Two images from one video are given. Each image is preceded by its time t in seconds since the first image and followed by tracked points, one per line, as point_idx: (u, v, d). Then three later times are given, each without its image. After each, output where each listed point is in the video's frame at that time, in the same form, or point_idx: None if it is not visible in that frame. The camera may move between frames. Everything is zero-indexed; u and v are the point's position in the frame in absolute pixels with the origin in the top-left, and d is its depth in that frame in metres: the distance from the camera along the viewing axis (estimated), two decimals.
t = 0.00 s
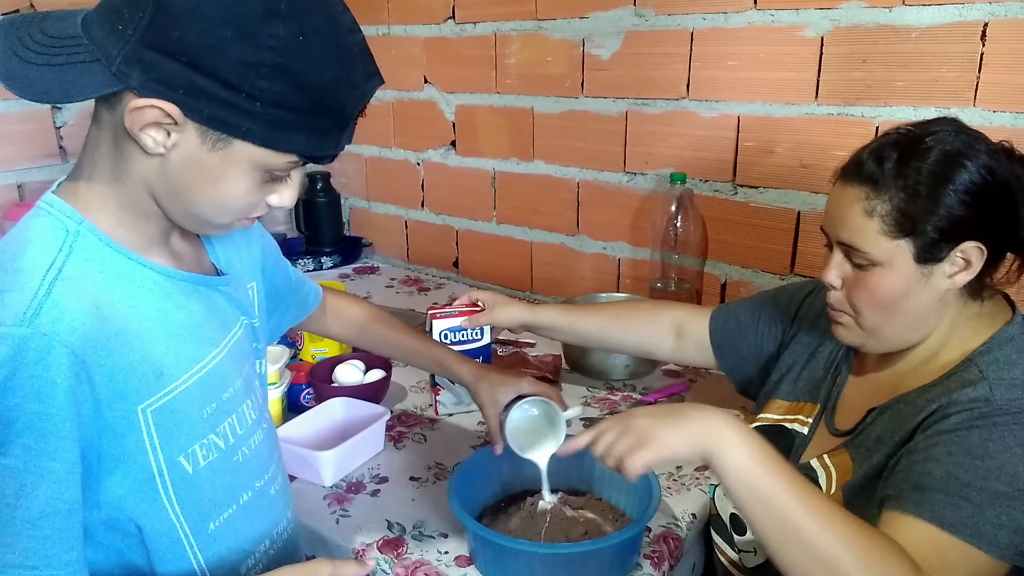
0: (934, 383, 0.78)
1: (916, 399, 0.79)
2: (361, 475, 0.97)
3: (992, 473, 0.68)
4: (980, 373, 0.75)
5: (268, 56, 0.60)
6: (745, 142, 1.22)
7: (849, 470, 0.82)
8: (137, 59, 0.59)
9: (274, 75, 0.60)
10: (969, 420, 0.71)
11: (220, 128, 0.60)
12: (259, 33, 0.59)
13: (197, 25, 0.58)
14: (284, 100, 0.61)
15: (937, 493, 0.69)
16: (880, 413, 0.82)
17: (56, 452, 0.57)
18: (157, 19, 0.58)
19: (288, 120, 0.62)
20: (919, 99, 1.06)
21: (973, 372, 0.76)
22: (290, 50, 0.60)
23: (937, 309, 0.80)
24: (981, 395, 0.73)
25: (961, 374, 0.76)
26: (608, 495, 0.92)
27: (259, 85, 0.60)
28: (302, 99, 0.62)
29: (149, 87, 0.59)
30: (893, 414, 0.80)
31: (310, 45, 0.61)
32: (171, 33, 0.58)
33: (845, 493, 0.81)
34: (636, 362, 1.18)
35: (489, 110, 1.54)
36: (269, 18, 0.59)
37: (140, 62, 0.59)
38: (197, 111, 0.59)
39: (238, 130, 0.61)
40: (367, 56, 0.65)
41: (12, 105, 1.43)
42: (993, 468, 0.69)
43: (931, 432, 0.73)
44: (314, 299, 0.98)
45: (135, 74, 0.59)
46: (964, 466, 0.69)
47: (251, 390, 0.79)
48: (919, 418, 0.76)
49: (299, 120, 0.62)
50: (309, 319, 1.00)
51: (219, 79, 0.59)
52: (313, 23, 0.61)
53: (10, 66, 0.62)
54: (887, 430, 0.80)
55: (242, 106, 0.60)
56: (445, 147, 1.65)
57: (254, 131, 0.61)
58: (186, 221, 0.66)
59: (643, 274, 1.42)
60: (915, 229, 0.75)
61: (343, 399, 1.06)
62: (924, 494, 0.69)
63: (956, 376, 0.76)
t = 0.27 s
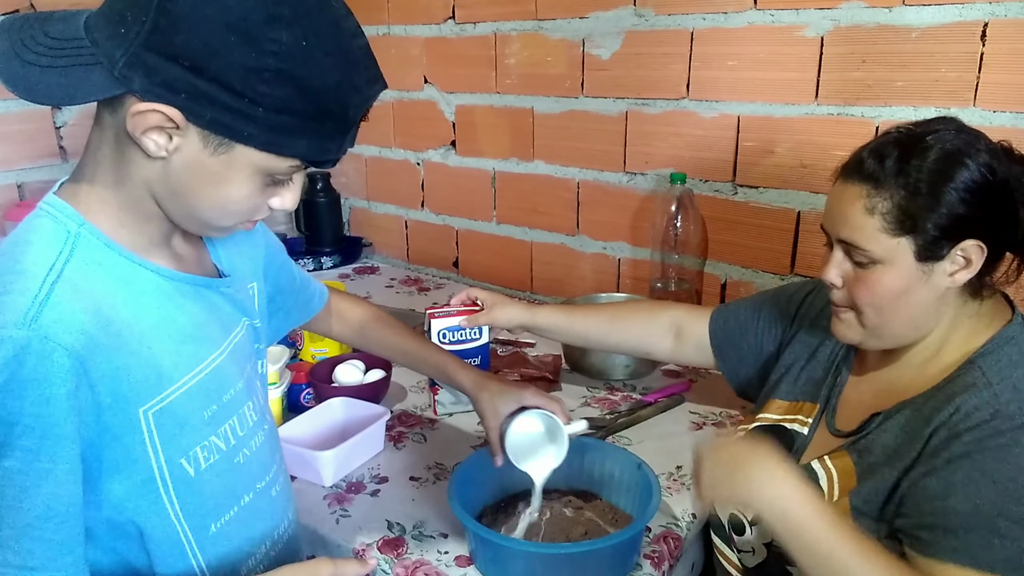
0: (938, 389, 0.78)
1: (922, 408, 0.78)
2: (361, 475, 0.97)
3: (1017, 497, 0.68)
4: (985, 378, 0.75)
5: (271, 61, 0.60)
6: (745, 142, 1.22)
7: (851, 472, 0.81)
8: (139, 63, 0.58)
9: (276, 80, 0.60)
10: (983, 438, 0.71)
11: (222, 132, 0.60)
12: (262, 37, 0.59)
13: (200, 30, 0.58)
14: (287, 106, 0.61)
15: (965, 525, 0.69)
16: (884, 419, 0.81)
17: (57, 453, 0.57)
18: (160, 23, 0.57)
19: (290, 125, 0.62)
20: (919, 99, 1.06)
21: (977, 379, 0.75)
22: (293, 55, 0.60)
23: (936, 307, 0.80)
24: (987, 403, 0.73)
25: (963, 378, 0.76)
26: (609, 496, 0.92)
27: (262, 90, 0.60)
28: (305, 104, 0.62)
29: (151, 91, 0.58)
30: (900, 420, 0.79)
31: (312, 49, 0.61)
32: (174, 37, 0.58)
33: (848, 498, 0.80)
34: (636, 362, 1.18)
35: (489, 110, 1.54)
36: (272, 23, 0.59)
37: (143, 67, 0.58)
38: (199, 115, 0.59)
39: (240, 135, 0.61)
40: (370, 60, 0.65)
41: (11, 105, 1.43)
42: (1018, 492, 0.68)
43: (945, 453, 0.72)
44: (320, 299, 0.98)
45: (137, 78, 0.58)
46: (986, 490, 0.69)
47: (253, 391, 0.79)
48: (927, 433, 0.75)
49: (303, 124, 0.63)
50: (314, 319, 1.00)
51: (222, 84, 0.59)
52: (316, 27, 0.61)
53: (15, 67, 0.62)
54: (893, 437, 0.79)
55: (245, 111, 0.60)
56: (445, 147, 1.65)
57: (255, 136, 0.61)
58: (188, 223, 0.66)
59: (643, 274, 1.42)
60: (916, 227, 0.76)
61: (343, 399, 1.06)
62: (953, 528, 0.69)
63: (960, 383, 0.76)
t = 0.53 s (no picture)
0: (950, 408, 0.77)
1: (939, 425, 0.77)
2: (361, 475, 0.97)
3: None
4: (999, 396, 0.75)
5: (272, 66, 0.60)
6: (745, 142, 1.22)
7: (864, 478, 0.82)
8: (140, 64, 0.58)
9: (278, 85, 0.60)
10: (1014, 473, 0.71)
11: (223, 136, 0.60)
12: (265, 42, 0.59)
13: (201, 33, 0.58)
14: (288, 110, 0.61)
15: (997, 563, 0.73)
16: (897, 431, 0.80)
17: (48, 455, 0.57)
18: (161, 25, 0.57)
19: (293, 130, 0.62)
20: (919, 99, 1.06)
21: (993, 397, 0.75)
22: (296, 60, 0.60)
23: (948, 311, 0.80)
24: (1006, 425, 0.73)
25: (976, 394, 0.76)
26: (608, 496, 0.92)
27: (263, 95, 0.60)
28: (308, 109, 0.62)
29: (152, 93, 0.58)
30: (917, 433, 0.79)
31: (315, 55, 0.61)
32: (175, 40, 0.58)
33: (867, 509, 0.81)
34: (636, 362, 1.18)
35: (489, 110, 1.55)
36: (275, 27, 0.59)
37: (144, 69, 0.58)
38: (200, 118, 0.59)
39: (241, 139, 0.61)
40: (374, 66, 0.65)
41: (11, 105, 1.43)
42: None
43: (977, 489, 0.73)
44: (337, 302, 0.98)
45: (138, 80, 0.58)
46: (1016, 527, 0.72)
47: (253, 395, 0.78)
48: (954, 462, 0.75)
49: (305, 130, 0.63)
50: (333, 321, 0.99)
51: (224, 88, 0.59)
52: (320, 32, 0.60)
53: (17, 65, 0.61)
54: (907, 451, 0.79)
55: (246, 115, 0.60)
56: (445, 147, 1.65)
57: (257, 141, 0.61)
58: (188, 226, 0.66)
59: (643, 274, 1.43)
60: (931, 230, 0.76)
61: (344, 400, 1.06)
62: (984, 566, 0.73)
63: (975, 399, 0.76)
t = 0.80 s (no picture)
0: (960, 406, 0.77)
1: (946, 426, 0.77)
2: (361, 475, 0.97)
3: None
4: (1008, 399, 0.75)
5: (278, 70, 0.59)
6: (745, 142, 1.22)
7: (868, 482, 0.81)
8: (145, 67, 0.58)
9: (283, 89, 0.60)
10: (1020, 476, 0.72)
11: (226, 140, 0.60)
12: (270, 47, 0.59)
13: (206, 37, 0.58)
14: (293, 115, 0.61)
15: (996, 561, 0.73)
16: (903, 433, 0.80)
17: (50, 458, 0.57)
18: (167, 28, 0.57)
19: (297, 134, 0.62)
20: (919, 99, 1.06)
21: (1001, 399, 0.75)
22: (301, 65, 0.60)
23: (954, 313, 0.81)
24: (1013, 426, 0.73)
25: (988, 395, 0.76)
26: (608, 496, 0.92)
27: (268, 98, 0.60)
28: (312, 114, 0.62)
29: (157, 96, 0.58)
30: (921, 435, 0.79)
31: (320, 59, 0.60)
32: (181, 43, 0.58)
33: (869, 511, 0.81)
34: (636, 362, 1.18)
35: (489, 110, 1.55)
36: (280, 32, 0.59)
37: (149, 71, 0.58)
38: (204, 122, 0.59)
39: (245, 143, 0.60)
40: (378, 71, 0.65)
41: (11, 105, 1.43)
42: None
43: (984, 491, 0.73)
44: (331, 298, 0.97)
45: (142, 82, 0.58)
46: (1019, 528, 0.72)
47: (251, 396, 0.79)
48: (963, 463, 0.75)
49: (310, 134, 0.62)
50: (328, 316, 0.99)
51: (228, 92, 0.59)
52: (326, 37, 0.60)
53: (19, 66, 0.61)
54: (913, 452, 0.79)
55: (251, 119, 0.60)
56: (445, 147, 1.65)
57: (261, 144, 0.61)
58: (189, 228, 0.66)
59: (642, 274, 1.43)
60: (938, 231, 0.76)
61: (343, 399, 1.06)
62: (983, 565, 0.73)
63: (984, 402, 0.76)
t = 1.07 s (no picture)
0: (950, 399, 0.77)
1: (932, 415, 0.78)
2: (361, 475, 0.97)
3: (1005, 517, 0.69)
4: (997, 393, 0.74)
5: (284, 77, 0.59)
6: (745, 142, 1.22)
7: (851, 476, 0.82)
8: (149, 71, 0.58)
9: (288, 96, 0.60)
10: (988, 455, 0.71)
11: (229, 145, 0.60)
12: (276, 54, 0.59)
13: (211, 43, 0.57)
14: (297, 122, 0.61)
15: (942, 529, 0.70)
16: (888, 424, 0.82)
17: (56, 460, 0.57)
18: (173, 33, 0.57)
19: (300, 140, 0.62)
20: (919, 99, 1.06)
21: (990, 393, 0.75)
22: (306, 73, 0.60)
23: (958, 312, 0.80)
24: (997, 418, 0.72)
25: (976, 391, 0.76)
26: (608, 495, 0.93)
27: (272, 105, 0.60)
28: (315, 120, 0.62)
29: (161, 100, 0.58)
30: (906, 425, 0.80)
31: (324, 67, 0.60)
32: (187, 48, 0.58)
33: (848, 503, 0.81)
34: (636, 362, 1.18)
35: (489, 110, 1.54)
36: (286, 40, 0.59)
37: (153, 76, 0.58)
38: (208, 127, 0.59)
39: (247, 148, 0.60)
40: (378, 78, 0.65)
41: (11, 105, 1.43)
42: (1006, 511, 0.69)
43: (949, 464, 0.72)
44: (305, 292, 0.97)
45: (146, 86, 0.58)
46: (977, 503, 0.70)
47: (246, 397, 0.79)
48: (936, 442, 0.75)
49: (312, 140, 0.63)
50: (301, 311, 0.99)
51: (233, 98, 0.59)
52: (330, 45, 0.60)
53: (19, 68, 0.61)
54: (897, 441, 0.80)
55: (255, 125, 0.60)
56: (445, 147, 1.65)
57: (263, 149, 0.61)
58: (188, 231, 0.66)
59: (642, 274, 1.43)
60: (945, 231, 0.76)
61: (343, 399, 1.06)
62: (928, 530, 0.71)
63: (971, 394, 0.76)
